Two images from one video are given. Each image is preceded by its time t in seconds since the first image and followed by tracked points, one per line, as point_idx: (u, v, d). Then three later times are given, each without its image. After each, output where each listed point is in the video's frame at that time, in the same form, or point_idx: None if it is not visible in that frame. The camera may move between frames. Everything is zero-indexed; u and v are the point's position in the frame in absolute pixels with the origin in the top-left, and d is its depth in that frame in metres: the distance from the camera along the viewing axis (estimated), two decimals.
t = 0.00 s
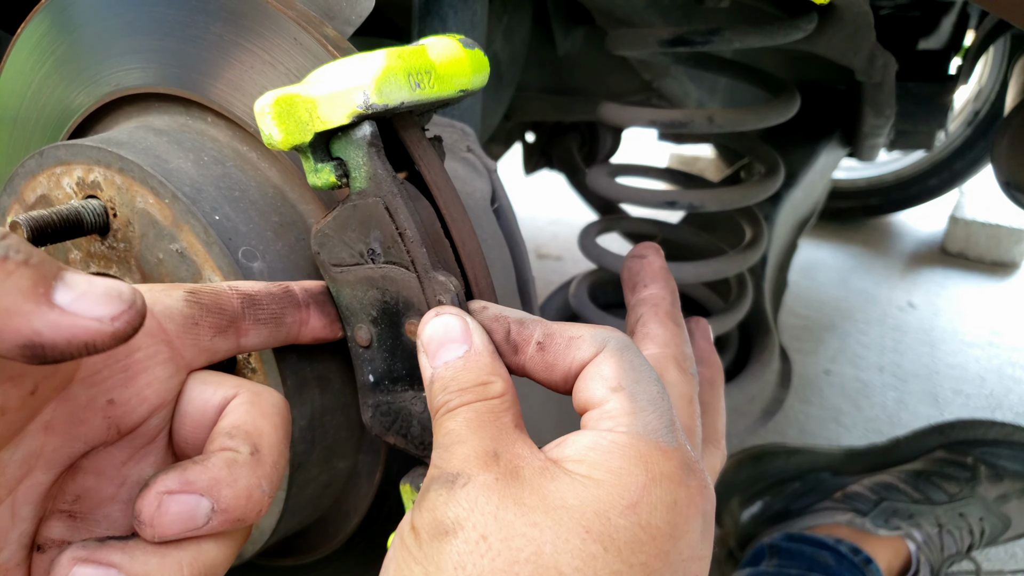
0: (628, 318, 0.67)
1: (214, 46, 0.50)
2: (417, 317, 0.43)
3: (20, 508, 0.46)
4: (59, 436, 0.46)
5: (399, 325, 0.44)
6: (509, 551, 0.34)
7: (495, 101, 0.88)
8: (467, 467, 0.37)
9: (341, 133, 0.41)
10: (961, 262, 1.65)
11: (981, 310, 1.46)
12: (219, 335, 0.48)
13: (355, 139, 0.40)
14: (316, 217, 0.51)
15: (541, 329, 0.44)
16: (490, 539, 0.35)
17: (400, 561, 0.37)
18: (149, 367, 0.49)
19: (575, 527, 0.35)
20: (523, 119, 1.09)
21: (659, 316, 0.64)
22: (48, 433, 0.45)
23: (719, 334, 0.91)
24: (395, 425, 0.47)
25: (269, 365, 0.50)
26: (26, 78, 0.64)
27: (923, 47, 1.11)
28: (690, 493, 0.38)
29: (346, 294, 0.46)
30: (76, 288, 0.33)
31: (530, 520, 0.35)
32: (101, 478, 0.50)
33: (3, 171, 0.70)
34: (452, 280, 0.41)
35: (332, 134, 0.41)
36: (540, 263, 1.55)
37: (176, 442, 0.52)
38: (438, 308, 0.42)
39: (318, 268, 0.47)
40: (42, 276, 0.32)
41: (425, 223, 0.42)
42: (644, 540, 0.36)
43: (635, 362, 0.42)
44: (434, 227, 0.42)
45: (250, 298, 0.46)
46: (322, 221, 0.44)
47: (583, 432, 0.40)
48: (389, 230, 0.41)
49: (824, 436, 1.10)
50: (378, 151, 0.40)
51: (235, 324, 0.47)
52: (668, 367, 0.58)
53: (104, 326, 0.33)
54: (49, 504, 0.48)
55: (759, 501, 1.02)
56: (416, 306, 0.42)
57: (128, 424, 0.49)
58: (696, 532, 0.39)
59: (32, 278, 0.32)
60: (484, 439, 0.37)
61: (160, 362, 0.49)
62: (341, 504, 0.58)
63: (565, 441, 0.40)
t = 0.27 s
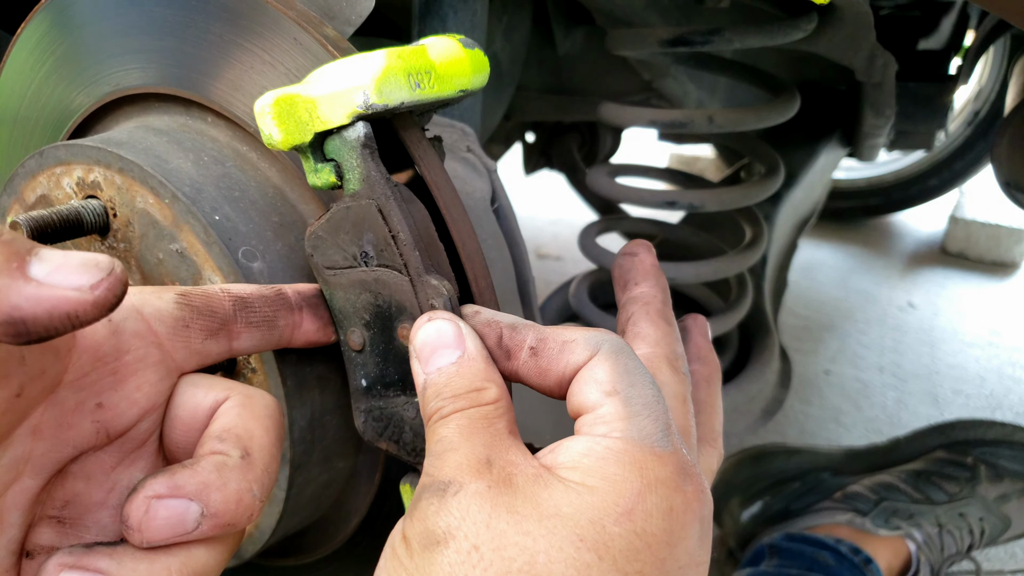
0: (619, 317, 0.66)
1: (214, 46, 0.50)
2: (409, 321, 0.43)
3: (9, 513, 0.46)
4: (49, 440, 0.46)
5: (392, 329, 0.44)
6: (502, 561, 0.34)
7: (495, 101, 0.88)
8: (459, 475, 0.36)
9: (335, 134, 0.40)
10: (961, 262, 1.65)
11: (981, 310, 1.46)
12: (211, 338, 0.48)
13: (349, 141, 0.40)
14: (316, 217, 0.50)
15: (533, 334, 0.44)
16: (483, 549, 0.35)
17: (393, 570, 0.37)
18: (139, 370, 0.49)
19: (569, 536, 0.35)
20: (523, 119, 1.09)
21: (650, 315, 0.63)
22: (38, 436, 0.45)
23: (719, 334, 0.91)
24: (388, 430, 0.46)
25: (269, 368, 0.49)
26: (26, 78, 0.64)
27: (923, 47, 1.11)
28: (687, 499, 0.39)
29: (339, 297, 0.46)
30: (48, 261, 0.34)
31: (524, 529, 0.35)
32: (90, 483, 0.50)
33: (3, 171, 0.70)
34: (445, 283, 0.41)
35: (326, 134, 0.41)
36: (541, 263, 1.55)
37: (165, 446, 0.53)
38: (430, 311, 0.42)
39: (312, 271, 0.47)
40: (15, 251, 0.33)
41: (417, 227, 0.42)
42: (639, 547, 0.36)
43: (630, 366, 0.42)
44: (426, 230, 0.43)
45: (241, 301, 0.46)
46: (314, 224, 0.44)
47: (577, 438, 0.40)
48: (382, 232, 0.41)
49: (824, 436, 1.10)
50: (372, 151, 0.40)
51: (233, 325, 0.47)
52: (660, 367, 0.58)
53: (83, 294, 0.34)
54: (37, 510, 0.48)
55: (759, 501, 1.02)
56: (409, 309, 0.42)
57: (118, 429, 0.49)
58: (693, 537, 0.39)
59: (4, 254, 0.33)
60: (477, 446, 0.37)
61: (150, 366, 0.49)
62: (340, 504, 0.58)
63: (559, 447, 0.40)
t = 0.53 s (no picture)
0: (627, 312, 0.66)
1: (214, 47, 0.50)
2: (422, 313, 0.43)
3: (32, 501, 0.46)
4: (72, 428, 0.47)
5: (404, 322, 0.44)
6: (514, 541, 0.35)
7: (495, 101, 0.88)
8: (472, 459, 0.37)
9: (346, 133, 0.41)
10: (961, 262, 1.65)
11: (981, 310, 1.46)
12: (228, 330, 0.49)
13: (362, 137, 0.41)
14: (316, 217, 0.50)
15: (543, 325, 0.44)
16: (495, 529, 0.35)
17: (406, 552, 0.37)
18: (159, 360, 0.50)
19: (578, 517, 0.35)
20: (523, 119, 1.09)
21: (658, 310, 0.63)
22: (60, 425, 0.46)
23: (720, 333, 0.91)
24: (399, 421, 0.46)
25: (269, 362, 0.50)
26: (26, 78, 0.64)
27: (922, 47, 1.11)
28: (692, 484, 0.39)
29: (350, 291, 0.46)
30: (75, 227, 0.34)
31: (535, 510, 0.35)
32: (112, 471, 0.50)
33: (3, 171, 0.70)
34: (457, 276, 0.41)
35: (336, 135, 0.42)
36: (540, 263, 1.55)
37: (185, 435, 0.53)
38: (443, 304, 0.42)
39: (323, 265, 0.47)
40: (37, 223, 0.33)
41: (429, 220, 0.42)
42: (647, 529, 0.36)
43: (638, 355, 0.42)
44: (438, 225, 0.43)
45: (257, 294, 0.46)
46: (327, 219, 0.44)
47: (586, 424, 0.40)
48: (395, 227, 0.41)
49: (824, 436, 1.10)
50: (384, 147, 0.41)
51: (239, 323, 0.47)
52: (668, 360, 0.57)
53: (109, 256, 0.34)
54: (61, 497, 0.48)
55: (760, 501, 1.03)
56: (421, 303, 0.42)
57: (139, 418, 0.49)
58: (700, 522, 0.39)
59: (27, 224, 0.33)
60: (489, 431, 0.37)
61: (169, 356, 0.50)
62: (340, 504, 0.58)
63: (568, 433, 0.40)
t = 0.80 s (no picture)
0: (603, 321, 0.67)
1: (214, 47, 0.50)
2: (410, 321, 0.43)
3: (6, 514, 0.46)
4: (44, 440, 0.47)
5: (393, 329, 0.44)
6: (502, 559, 0.34)
7: (495, 101, 0.88)
8: (460, 473, 0.37)
9: (333, 134, 0.40)
10: (961, 262, 1.65)
11: (981, 310, 1.46)
12: (208, 338, 0.49)
13: (348, 141, 0.40)
14: (316, 217, 0.51)
15: (533, 333, 0.44)
16: (483, 546, 0.35)
17: (393, 568, 0.37)
18: (136, 369, 0.49)
19: (570, 534, 0.35)
20: (523, 119, 1.09)
21: (636, 317, 0.64)
22: (32, 436, 0.46)
23: (720, 333, 0.91)
24: (388, 430, 0.46)
25: (269, 368, 0.49)
26: (26, 78, 0.64)
27: (923, 47, 1.11)
28: (689, 496, 0.39)
29: (338, 297, 0.46)
30: (11, 212, 0.41)
31: (525, 526, 0.35)
32: (88, 483, 0.50)
33: (3, 171, 0.70)
34: (445, 283, 0.41)
35: (325, 135, 0.41)
36: (541, 263, 1.55)
37: (163, 446, 0.53)
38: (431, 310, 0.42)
39: (311, 272, 0.47)
40: None
41: (417, 228, 0.42)
42: (641, 545, 0.36)
43: (630, 365, 0.42)
44: (426, 231, 0.42)
45: (239, 301, 0.46)
46: (314, 224, 0.44)
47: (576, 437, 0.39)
48: (383, 232, 0.41)
49: (824, 436, 1.10)
50: (371, 151, 0.40)
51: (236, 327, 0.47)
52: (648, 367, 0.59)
53: (52, 232, 0.41)
54: (36, 511, 0.48)
55: (759, 502, 1.01)
56: (410, 309, 0.42)
57: (114, 428, 0.50)
58: (696, 535, 0.39)
59: None
60: (478, 444, 0.38)
61: (148, 365, 0.50)
62: (340, 504, 0.58)
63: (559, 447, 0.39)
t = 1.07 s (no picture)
0: (616, 318, 0.67)
1: (214, 47, 0.50)
2: (418, 316, 0.43)
3: (22, 511, 0.46)
4: (60, 438, 0.47)
5: (400, 325, 0.44)
6: (510, 548, 0.34)
7: (495, 101, 0.88)
8: (468, 465, 0.37)
9: (343, 134, 0.41)
10: (961, 262, 1.65)
11: (981, 310, 1.46)
12: (220, 336, 0.48)
13: (358, 139, 0.40)
14: (316, 217, 0.51)
15: (540, 328, 0.44)
16: (491, 536, 0.35)
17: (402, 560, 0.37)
18: (149, 368, 0.49)
19: (576, 523, 0.35)
20: (523, 119, 1.09)
21: (647, 315, 0.64)
22: (48, 434, 0.46)
23: (720, 333, 0.91)
24: (395, 425, 0.47)
25: (271, 367, 0.49)
26: (26, 78, 0.64)
27: (922, 47, 1.11)
28: (693, 488, 0.39)
29: (345, 294, 0.46)
30: (33, 207, 0.44)
31: (532, 516, 0.35)
32: (104, 481, 0.50)
33: (3, 171, 0.70)
34: (453, 279, 0.41)
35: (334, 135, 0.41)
36: (541, 263, 1.55)
37: (178, 443, 0.53)
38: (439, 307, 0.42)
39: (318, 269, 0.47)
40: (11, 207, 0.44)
41: (425, 226, 0.42)
42: (646, 535, 0.36)
43: (636, 359, 0.42)
44: (433, 226, 0.42)
45: (249, 300, 0.46)
46: (322, 222, 0.44)
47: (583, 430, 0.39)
48: (390, 229, 0.41)
49: (824, 436, 1.10)
50: (379, 149, 0.41)
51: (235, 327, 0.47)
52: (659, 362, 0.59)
53: (71, 225, 0.44)
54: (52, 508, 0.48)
55: (760, 501, 1.02)
56: (418, 305, 0.42)
57: (129, 426, 0.50)
58: (700, 527, 0.39)
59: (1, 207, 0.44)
60: (486, 436, 0.38)
61: (160, 363, 0.49)
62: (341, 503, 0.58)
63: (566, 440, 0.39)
